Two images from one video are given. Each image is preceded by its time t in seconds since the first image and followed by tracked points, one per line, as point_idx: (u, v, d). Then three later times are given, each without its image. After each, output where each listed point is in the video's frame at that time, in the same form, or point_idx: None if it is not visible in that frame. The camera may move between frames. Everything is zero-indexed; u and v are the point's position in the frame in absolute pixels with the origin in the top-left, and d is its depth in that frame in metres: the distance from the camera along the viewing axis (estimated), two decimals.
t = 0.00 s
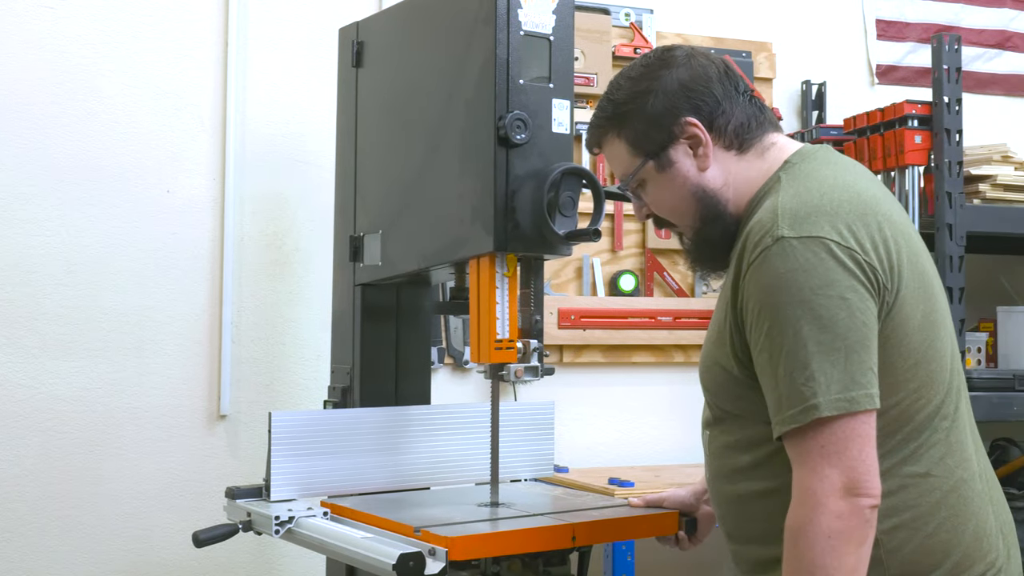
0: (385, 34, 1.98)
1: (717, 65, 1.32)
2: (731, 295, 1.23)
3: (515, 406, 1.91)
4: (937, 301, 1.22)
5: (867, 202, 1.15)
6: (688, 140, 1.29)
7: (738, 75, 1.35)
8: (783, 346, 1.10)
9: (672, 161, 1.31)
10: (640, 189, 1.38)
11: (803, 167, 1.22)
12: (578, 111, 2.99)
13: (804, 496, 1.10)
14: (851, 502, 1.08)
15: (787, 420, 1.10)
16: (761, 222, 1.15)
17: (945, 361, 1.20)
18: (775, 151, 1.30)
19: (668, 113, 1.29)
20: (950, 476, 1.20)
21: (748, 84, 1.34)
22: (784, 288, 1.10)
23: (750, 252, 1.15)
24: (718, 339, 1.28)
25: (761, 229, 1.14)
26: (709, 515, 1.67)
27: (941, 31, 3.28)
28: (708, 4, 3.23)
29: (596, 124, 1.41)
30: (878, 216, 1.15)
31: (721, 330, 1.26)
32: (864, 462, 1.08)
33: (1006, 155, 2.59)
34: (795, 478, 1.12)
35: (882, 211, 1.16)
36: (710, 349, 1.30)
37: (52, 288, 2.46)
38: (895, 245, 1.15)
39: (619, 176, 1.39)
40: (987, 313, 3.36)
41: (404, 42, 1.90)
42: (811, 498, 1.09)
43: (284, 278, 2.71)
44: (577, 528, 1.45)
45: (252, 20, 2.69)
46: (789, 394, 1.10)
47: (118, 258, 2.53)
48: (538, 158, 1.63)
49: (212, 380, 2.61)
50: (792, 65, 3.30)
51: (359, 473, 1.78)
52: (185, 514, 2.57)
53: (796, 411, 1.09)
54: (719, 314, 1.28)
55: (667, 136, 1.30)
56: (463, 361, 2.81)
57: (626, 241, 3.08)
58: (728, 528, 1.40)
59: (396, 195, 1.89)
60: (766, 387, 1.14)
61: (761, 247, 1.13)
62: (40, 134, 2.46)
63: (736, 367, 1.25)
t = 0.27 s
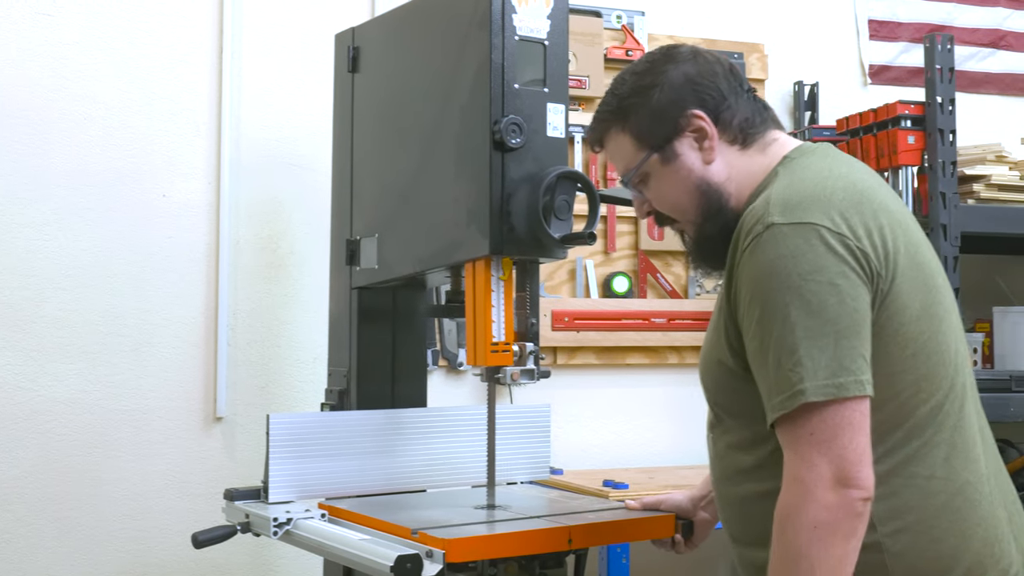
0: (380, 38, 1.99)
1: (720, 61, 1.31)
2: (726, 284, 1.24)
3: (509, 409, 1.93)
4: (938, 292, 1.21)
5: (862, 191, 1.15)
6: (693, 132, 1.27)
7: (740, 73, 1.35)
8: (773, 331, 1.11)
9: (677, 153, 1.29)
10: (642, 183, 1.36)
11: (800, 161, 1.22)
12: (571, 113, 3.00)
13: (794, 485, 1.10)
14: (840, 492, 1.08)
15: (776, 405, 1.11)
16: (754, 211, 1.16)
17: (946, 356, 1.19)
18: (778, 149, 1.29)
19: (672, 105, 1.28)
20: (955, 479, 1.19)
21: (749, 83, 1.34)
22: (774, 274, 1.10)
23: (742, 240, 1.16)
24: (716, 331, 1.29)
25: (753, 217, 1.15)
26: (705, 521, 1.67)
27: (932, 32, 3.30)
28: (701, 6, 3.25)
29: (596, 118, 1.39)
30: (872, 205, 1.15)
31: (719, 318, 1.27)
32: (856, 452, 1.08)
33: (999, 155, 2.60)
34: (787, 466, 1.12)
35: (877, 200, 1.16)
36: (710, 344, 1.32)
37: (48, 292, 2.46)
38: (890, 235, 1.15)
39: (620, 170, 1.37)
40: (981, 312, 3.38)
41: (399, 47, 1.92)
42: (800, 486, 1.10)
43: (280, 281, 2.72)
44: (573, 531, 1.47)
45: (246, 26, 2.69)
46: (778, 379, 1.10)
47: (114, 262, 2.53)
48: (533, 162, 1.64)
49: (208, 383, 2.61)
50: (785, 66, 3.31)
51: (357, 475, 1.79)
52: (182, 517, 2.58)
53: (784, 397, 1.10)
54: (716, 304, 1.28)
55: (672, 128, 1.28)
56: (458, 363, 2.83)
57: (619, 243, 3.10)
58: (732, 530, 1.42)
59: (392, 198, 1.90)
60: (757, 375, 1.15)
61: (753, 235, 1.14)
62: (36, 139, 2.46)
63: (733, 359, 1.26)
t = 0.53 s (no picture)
0: (408, 46, 2.02)
1: (784, 52, 1.28)
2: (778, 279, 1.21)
3: (537, 414, 1.94)
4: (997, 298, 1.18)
5: (926, 191, 1.14)
6: (751, 121, 1.25)
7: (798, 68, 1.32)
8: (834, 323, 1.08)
9: (733, 141, 1.26)
10: (692, 171, 1.32)
11: (860, 157, 1.20)
12: (599, 119, 3.01)
13: (840, 478, 1.08)
14: (889, 492, 1.05)
15: (834, 400, 1.08)
16: (816, 202, 1.14)
17: (1005, 364, 1.16)
18: (834, 147, 1.27)
19: (732, 92, 1.25)
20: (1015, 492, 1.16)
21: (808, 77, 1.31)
22: (836, 265, 1.08)
23: (803, 231, 1.14)
24: (763, 324, 1.24)
25: (815, 209, 1.13)
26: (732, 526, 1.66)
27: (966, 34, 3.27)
28: (729, 11, 3.25)
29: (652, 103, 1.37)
30: (936, 205, 1.13)
31: (766, 313, 1.24)
32: (909, 453, 1.05)
33: None
34: (835, 459, 1.10)
35: (940, 201, 1.14)
36: (756, 334, 1.26)
37: (85, 297, 2.51)
38: (953, 235, 1.13)
39: (673, 156, 1.34)
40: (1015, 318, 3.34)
41: (427, 55, 1.94)
42: (848, 481, 1.07)
43: (310, 286, 2.76)
44: (599, 535, 1.47)
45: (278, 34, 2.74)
46: (837, 372, 1.07)
47: (149, 267, 2.58)
48: (559, 169, 1.66)
49: (241, 387, 2.65)
50: (815, 70, 3.30)
51: (384, 478, 1.81)
52: (215, 519, 2.62)
53: (844, 390, 1.07)
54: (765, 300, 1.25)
55: (729, 116, 1.25)
56: (486, 368, 2.84)
57: (648, 248, 3.09)
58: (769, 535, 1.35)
59: (420, 205, 1.92)
60: (812, 369, 1.11)
61: (816, 226, 1.11)
62: (73, 146, 2.52)
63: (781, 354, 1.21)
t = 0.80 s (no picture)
0: (428, 50, 2.04)
1: (850, 46, 1.27)
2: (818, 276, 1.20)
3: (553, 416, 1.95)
4: None
5: (977, 199, 1.13)
6: (810, 109, 1.23)
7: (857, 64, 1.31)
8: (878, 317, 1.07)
9: (788, 125, 1.25)
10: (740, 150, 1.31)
11: (910, 160, 1.19)
12: (618, 123, 3.02)
13: (874, 473, 1.06)
14: (923, 490, 1.04)
15: (874, 394, 1.06)
16: (870, 199, 1.13)
17: None
18: (886, 148, 1.26)
19: (794, 77, 1.24)
20: None
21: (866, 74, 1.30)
22: (885, 260, 1.07)
23: (853, 227, 1.13)
24: (795, 320, 1.23)
25: (869, 205, 1.12)
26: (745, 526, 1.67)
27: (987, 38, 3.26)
28: (748, 15, 3.25)
29: (712, 78, 1.36)
30: (984, 211, 1.12)
31: (800, 309, 1.22)
32: (945, 453, 1.04)
33: None
34: (869, 454, 1.08)
35: (988, 209, 1.14)
36: (787, 329, 1.25)
37: (109, 299, 2.55)
38: (1001, 244, 1.12)
39: (724, 136, 1.33)
40: None
41: (447, 60, 1.96)
42: (882, 476, 1.05)
43: (331, 288, 2.79)
44: (613, 535, 1.49)
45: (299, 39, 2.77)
46: (878, 367, 1.06)
47: (173, 270, 2.62)
48: (576, 173, 1.67)
49: (262, 388, 2.69)
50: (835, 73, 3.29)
51: (403, 479, 1.83)
52: (236, 518, 2.65)
53: (883, 385, 1.05)
54: (799, 297, 1.24)
55: (788, 102, 1.24)
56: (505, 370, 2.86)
57: (667, 252, 3.10)
58: (783, 537, 1.34)
59: (438, 208, 1.94)
60: (851, 364, 1.10)
61: (869, 221, 1.11)
62: (98, 150, 2.56)
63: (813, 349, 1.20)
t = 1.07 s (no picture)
0: (434, 54, 2.06)
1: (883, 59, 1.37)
2: (843, 267, 1.20)
3: (556, 416, 1.97)
4: None
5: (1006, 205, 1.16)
6: (879, 89, 1.29)
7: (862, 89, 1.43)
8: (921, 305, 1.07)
9: (864, 95, 1.28)
10: (801, 104, 1.29)
11: (939, 165, 1.22)
12: (624, 125, 3.04)
13: (896, 460, 1.07)
14: (945, 481, 1.05)
15: (913, 381, 1.06)
16: (910, 193, 1.14)
17: None
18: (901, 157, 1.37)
19: (870, 56, 1.29)
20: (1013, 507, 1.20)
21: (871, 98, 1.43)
22: (930, 252, 1.07)
23: (893, 219, 1.14)
24: (812, 310, 1.24)
25: (911, 199, 1.13)
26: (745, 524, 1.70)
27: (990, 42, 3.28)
28: (753, 19, 3.27)
29: (768, 32, 1.33)
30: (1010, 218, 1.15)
31: (819, 299, 1.23)
32: (969, 446, 1.05)
33: None
34: (891, 441, 1.09)
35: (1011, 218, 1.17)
36: (800, 317, 1.25)
37: (120, 299, 2.59)
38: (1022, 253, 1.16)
39: (794, 82, 1.29)
40: None
41: (453, 64, 1.98)
42: (906, 463, 1.06)
43: (338, 289, 2.81)
44: (615, 534, 1.51)
45: (308, 42, 2.80)
46: (917, 355, 1.06)
47: (182, 271, 2.65)
48: (579, 176, 1.69)
49: (270, 388, 2.72)
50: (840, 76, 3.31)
51: (408, 477, 1.85)
52: (243, 516, 2.68)
53: (923, 373, 1.05)
54: (817, 287, 1.25)
55: (868, 75, 1.28)
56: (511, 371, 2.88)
57: (672, 253, 3.12)
58: (765, 530, 1.35)
59: (444, 210, 1.97)
60: (879, 354, 1.11)
61: (912, 214, 1.12)
62: (109, 153, 2.59)
63: (830, 339, 1.21)
